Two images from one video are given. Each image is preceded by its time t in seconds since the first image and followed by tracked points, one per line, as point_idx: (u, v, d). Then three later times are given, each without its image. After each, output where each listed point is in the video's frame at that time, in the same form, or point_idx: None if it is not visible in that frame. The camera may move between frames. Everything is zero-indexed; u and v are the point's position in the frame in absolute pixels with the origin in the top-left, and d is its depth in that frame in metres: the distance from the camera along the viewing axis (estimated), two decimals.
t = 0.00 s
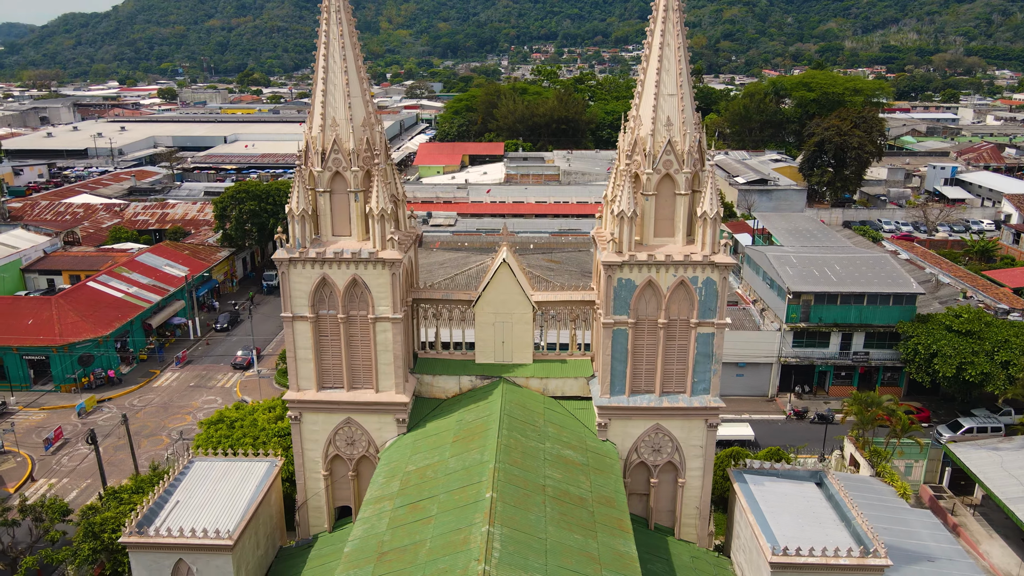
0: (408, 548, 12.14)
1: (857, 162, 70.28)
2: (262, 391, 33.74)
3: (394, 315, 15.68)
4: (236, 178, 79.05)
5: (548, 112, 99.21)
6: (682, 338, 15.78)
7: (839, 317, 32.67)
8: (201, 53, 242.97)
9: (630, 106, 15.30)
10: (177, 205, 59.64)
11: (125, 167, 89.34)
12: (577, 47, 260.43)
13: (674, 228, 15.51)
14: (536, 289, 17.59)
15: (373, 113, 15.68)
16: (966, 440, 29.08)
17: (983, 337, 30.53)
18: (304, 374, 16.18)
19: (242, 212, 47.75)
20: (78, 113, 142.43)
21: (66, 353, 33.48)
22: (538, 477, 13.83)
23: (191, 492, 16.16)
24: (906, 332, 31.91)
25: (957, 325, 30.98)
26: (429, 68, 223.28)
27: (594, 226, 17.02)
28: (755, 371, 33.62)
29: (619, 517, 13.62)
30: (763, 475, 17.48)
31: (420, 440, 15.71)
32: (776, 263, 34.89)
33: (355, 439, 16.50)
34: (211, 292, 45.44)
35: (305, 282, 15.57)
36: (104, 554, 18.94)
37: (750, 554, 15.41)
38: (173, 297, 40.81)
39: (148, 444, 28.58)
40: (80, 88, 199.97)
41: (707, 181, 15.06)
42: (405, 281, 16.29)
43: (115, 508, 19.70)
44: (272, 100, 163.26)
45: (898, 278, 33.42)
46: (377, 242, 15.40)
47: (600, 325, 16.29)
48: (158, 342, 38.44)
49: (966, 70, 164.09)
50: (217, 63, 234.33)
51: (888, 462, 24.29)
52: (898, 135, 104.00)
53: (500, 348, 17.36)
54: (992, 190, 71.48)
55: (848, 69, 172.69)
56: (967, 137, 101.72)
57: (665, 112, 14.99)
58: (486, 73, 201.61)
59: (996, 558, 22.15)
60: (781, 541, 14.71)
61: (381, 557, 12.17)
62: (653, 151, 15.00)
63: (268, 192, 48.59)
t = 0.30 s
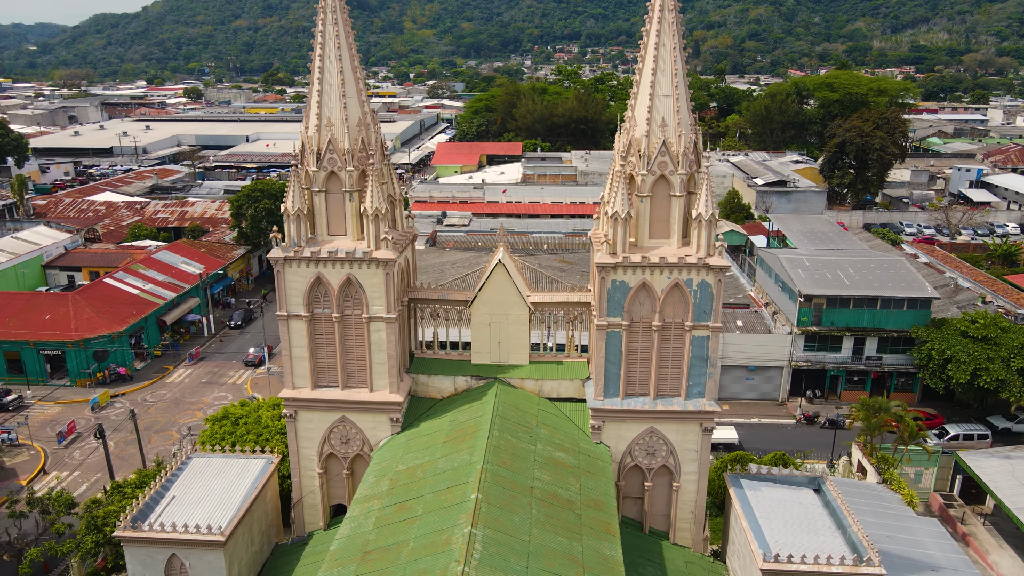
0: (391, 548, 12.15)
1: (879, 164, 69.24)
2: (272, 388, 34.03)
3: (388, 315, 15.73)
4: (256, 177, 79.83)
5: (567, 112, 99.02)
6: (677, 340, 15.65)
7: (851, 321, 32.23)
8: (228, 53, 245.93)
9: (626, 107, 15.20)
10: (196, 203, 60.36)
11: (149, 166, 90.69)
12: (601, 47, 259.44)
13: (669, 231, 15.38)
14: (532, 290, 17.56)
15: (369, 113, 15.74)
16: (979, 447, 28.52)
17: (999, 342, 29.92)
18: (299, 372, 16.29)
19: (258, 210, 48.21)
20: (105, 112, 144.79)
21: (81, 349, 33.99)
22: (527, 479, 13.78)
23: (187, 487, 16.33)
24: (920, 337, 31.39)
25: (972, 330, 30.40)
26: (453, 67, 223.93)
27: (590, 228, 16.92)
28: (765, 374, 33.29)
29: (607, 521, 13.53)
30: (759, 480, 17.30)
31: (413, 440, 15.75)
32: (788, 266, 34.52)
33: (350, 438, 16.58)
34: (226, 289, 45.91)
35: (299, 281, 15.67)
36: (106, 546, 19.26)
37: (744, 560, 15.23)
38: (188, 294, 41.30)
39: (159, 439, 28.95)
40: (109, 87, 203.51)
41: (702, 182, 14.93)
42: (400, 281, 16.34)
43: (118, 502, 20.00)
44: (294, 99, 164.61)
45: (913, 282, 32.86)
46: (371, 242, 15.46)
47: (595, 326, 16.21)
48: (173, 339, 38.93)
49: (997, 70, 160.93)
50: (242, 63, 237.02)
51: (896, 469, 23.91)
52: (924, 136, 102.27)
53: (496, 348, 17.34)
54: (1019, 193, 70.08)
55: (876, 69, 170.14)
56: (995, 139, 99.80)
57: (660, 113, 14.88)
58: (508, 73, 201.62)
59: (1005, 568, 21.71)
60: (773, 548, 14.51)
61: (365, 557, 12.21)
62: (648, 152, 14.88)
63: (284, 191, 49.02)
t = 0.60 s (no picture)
0: (375, 546, 12.18)
1: (902, 165, 68.14)
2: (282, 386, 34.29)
3: (382, 314, 15.77)
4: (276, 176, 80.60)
5: (586, 112, 98.77)
6: (672, 342, 15.52)
7: (864, 325, 31.77)
8: (254, 53, 248.57)
9: (620, 107, 15.10)
10: (215, 201, 61.06)
11: (172, 164, 91.94)
12: (625, 46, 258.21)
13: (664, 232, 15.26)
14: (529, 290, 17.53)
15: (365, 112, 15.81)
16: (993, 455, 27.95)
17: (1015, 348, 29.28)
18: (294, 369, 16.38)
19: (274, 208, 48.56)
20: (132, 111, 147.05)
21: (96, 344, 34.53)
22: (515, 479, 13.73)
23: (184, 483, 16.52)
24: (935, 342, 30.83)
25: (987, 335, 29.80)
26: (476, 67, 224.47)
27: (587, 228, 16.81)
28: (776, 377, 32.90)
29: (594, 523, 13.46)
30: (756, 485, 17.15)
31: (405, 440, 15.78)
32: (801, 268, 34.12)
33: (344, 435, 16.65)
34: (241, 286, 46.36)
35: (295, 279, 15.77)
36: (109, 538, 19.53)
37: (736, 565, 15.02)
38: (202, 292, 41.77)
39: (169, 434, 29.33)
40: (138, 86, 206.68)
41: (697, 183, 14.78)
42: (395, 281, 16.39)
43: (122, 495, 20.26)
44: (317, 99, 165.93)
45: (929, 286, 32.30)
46: (366, 241, 15.52)
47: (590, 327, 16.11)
48: (187, 335, 39.40)
49: None
50: (268, 63, 239.45)
51: (904, 476, 23.51)
52: (951, 138, 100.45)
53: (492, 348, 17.34)
54: None
55: (905, 69, 167.30)
56: None
57: (655, 113, 14.77)
58: (531, 73, 201.45)
59: None
60: (765, 554, 14.28)
61: (348, 554, 12.25)
62: (642, 153, 14.77)
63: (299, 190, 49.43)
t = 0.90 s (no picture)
0: (360, 546, 12.23)
1: (924, 168, 67.08)
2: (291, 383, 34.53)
3: (376, 314, 15.82)
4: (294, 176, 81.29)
5: (604, 113, 98.59)
6: (666, 345, 15.40)
7: (876, 330, 31.32)
8: (278, 53, 250.99)
9: (616, 108, 15.03)
10: (233, 201, 61.68)
11: (194, 163, 93.14)
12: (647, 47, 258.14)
13: (659, 234, 15.16)
14: (526, 291, 17.49)
15: (361, 112, 15.88)
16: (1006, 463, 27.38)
17: None
18: (291, 368, 16.48)
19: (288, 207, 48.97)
20: (157, 111, 149.07)
21: (110, 341, 35.01)
22: (504, 481, 13.71)
23: (181, 479, 16.70)
24: (949, 348, 30.27)
25: (1003, 341, 29.17)
26: (498, 67, 224.82)
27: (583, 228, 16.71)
28: (786, 382, 32.59)
29: (582, 526, 13.39)
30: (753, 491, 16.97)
31: (398, 440, 15.83)
32: (812, 272, 33.69)
33: (340, 434, 16.73)
34: (255, 285, 46.79)
35: (291, 278, 15.87)
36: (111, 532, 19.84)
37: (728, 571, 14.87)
38: (216, 290, 42.21)
39: (178, 431, 29.67)
40: (164, 87, 209.71)
41: (692, 185, 14.66)
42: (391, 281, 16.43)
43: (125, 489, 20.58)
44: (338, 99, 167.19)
45: (943, 290, 31.77)
46: (360, 241, 15.57)
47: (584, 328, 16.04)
48: (200, 333, 39.82)
49: None
50: (292, 64, 241.67)
51: (911, 483, 23.10)
52: (976, 140, 98.71)
53: (488, 349, 17.32)
54: None
55: (932, 71, 164.74)
56: None
57: (650, 114, 14.67)
58: (552, 74, 201.26)
59: None
60: (755, 560, 14.14)
61: (334, 553, 12.31)
62: (637, 154, 14.68)
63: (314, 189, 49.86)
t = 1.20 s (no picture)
0: (344, 545, 12.27)
1: (948, 171, 65.87)
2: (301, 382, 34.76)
3: (371, 314, 15.87)
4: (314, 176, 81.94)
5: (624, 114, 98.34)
6: (660, 349, 15.27)
7: (890, 335, 30.83)
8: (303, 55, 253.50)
9: (610, 110, 14.94)
10: (251, 200, 62.30)
11: (216, 163, 94.23)
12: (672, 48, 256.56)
13: (653, 236, 15.04)
14: (523, 293, 17.44)
15: (358, 113, 15.95)
16: (1020, 473, 26.81)
17: None
18: (287, 367, 16.59)
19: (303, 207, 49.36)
20: (182, 111, 151.06)
21: (126, 338, 35.49)
22: (492, 483, 13.67)
23: (178, 476, 16.87)
24: (964, 354, 29.69)
25: (1020, 349, 28.52)
26: (521, 68, 225.04)
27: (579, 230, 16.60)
28: (797, 387, 32.20)
29: (570, 530, 13.33)
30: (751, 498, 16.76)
31: (391, 440, 15.86)
32: (825, 276, 33.25)
33: (335, 433, 16.81)
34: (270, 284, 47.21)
35: (287, 277, 15.97)
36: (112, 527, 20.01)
37: None
38: (231, 288, 42.67)
39: (188, 427, 30.01)
40: (192, 87, 212.75)
41: (687, 187, 14.53)
42: (386, 281, 16.47)
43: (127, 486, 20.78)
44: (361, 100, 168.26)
45: (959, 296, 31.17)
46: (356, 241, 15.63)
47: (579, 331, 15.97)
48: (214, 331, 40.27)
49: None
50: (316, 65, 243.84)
51: (919, 492, 22.54)
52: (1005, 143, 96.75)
53: (485, 351, 17.31)
54: None
55: (962, 72, 161.78)
56: None
57: (644, 116, 14.55)
58: (575, 75, 200.95)
59: None
60: (746, 567, 13.95)
61: (318, 552, 12.35)
62: (631, 156, 14.57)
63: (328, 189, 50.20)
